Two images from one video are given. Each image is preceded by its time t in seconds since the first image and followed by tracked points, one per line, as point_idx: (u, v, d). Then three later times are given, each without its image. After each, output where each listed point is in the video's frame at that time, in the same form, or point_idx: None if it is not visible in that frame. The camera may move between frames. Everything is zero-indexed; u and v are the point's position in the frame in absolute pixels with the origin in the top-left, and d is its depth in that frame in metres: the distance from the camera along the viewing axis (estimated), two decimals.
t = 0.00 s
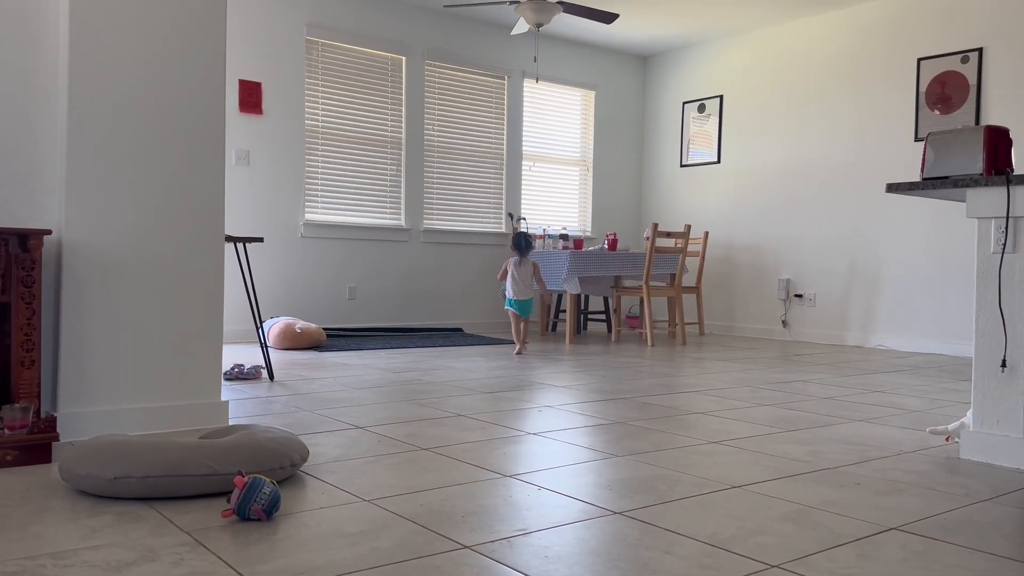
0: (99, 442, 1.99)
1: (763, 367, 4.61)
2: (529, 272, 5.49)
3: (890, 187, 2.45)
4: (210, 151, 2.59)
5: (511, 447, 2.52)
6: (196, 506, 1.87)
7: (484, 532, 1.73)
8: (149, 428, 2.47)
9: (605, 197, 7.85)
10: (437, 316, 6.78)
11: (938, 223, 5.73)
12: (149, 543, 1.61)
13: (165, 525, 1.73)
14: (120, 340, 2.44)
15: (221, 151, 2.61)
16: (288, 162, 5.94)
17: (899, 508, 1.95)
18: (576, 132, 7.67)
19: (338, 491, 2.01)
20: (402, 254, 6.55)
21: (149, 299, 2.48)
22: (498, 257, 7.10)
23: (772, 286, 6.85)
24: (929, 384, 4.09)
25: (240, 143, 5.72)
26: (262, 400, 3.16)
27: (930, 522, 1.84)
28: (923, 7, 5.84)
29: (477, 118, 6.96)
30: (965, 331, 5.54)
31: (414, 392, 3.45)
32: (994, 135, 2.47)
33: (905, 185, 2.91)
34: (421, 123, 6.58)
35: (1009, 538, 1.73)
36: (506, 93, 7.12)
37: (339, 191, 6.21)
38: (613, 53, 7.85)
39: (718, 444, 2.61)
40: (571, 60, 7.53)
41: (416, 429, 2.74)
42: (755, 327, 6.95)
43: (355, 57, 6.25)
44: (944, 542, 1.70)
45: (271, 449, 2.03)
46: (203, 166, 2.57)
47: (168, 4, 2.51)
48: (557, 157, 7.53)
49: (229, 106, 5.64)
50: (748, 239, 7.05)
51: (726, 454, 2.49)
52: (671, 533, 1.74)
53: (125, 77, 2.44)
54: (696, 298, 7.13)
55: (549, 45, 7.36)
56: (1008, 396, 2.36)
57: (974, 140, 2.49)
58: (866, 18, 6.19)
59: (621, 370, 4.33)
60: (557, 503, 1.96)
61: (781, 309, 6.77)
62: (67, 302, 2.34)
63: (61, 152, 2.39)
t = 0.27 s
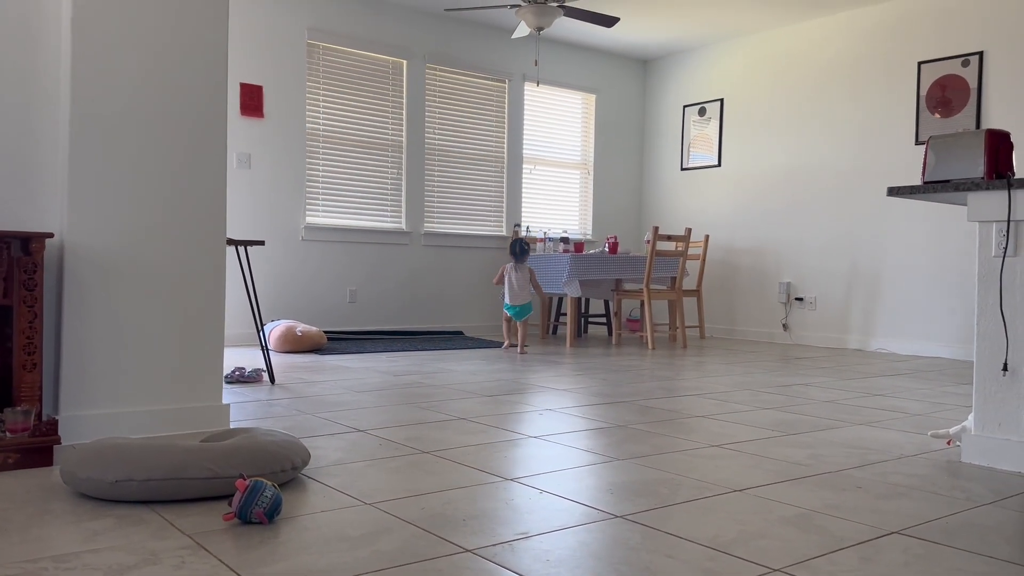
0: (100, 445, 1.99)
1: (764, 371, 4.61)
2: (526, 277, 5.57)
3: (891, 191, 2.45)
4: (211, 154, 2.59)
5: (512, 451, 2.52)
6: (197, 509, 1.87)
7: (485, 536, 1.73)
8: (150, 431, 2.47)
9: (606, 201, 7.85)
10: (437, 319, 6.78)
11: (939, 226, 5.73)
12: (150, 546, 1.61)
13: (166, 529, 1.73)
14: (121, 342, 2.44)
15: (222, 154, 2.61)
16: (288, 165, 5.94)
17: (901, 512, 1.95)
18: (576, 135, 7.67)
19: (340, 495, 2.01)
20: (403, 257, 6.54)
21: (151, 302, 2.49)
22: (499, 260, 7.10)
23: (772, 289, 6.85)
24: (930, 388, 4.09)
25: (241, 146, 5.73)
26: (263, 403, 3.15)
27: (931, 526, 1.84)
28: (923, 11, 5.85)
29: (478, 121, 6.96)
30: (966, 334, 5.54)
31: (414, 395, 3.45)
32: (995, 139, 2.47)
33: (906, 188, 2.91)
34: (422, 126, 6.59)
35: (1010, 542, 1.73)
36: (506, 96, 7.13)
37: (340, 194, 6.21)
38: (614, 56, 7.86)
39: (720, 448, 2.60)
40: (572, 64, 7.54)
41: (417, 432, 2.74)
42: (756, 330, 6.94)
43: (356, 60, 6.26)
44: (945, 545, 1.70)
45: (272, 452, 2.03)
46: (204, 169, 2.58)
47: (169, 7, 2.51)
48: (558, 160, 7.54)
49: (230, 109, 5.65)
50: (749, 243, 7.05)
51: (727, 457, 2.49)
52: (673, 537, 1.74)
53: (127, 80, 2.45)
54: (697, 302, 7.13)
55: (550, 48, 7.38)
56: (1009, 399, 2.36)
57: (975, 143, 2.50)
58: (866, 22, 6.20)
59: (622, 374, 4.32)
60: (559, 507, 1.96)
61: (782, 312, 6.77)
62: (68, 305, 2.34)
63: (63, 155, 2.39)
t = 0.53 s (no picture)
0: (103, 447, 1.99)
1: (766, 374, 4.61)
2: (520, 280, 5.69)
3: (893, 195, 2.45)
4: (214, 156, 2.59)
5: (513, 454, 2.52)
6: (200, 512, 1.87)
7: (487, 538, 1.73)
8: (152, 434, 2.47)
9: (607, 204, 7.85)
10: (439, 322, 6.78)
11: (940, 229, 5.73)
12: (153, 549, 1.61)
13: (168, 531, 1.73)
14: (123, 345, 2.44)
15: (224, 157, 2.61)
16: (290, 167, 5.95)
17: (903, 515, 1.95)
18: (578, 138, 7.68)
19: (342, 498, 2.01)
20: (404, 260, 6.55)
21: (153, 305, 2.49)
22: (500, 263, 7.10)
23: (774, 292, 6.85)
24: (932, 391, 4.09)
25: (243, 149, 5.74)
26: (264, 406, 3.16)
27: (933, 529, 1.84)
28: (924, 14, 5.86)
29: (480, 124, 6.97)
30: (968, 337, 5.54)
31: (416, 399, 3.45)
32: (997, 142, 2.47)
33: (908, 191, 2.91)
34: (423, 129, 6.60)
35: (1013, 545, 1.73)
36: (508, 99, 7.14)
37: (341, 197, 6.22)
38: (615, 59, 7.86)
39: (721, 451, 2.60)
40: (573, 67, 7.55)
41: (418, 435, 2.74)
42: (757, 333, 6.94)
43: (358, 64, 6.27)
44: (948, 549, 1.70)
45: (274, 455, 2.03)
46: (206, 172, 2.58)
47: (173, 11, 2.52)
48: (559, 163, 7.54)
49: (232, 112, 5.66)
50: (750, 245, 7.05)
51: (729, 460, 2.49)
52: (675, 540, 1.74)
53: (130, 84, 2.45)
54: (699, 305, 7.13)
55: (552, 51, 7.39)
56: (1011, 403, 2.36)
57: (976, 147, 2.50)
58: (867, 25, 6.21)
59: (623, 377, 4.32)
60: (560, 510, 1.96)
61: (783, 315, 6.77)
62: (71, 309, 2.35)
63: (66, 159, 2.40)
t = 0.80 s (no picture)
0: (105, 449, 2.00)
1: (768, 376, 4.60)
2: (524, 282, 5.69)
3: (895, 197, 2.45)
4: (216, 158, 2.60)
5: (515, 456, 2.51)
6: (202, 514, 1.87)
7: (489, 541, 1.73)
8: (155, 436, 2.47)
9: (609, 206, 7.86)
10: (441, 325, 6.78)
11: (943, 232, 5.72)
12: (155, 551, 1.61)
13: (171, 533, 1.73)
14: (126, 347, 2.44)
15: (226, 160, 2.62)
16: (293, 170, 5.96)
17: (905, 517, 1.95)
18: (580, 141, 7.69)
19: (344, 499, 2.01)
20: (407, 263, 6.55)
21: (156, 307, 2.49)
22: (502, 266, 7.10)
23: (776, 295, 6.85)
24: (934, 393, 4.08)
25: (245, 152, 5.75)
26: (266, 409, 3.16)
27: (936, 532, 1.83)
28: (925, 17, 5.87)
29: (482, 127, 6.98)
30: (971, 340, 5.53)
31: (418, 401, 3.45)
32: (999, 144, 2.47)
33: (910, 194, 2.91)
34: (425, 132, 6.60)
35: (1016, 548, 1.72)
36: (510, 102, 7.15)
37: (344, 199, 6.23)
38: (617, 62, 7.87)
39: (723, 453, 2.60)
40: (575, 70, 7.55)
41: (420, 437, 2.74)
42: (760, 336, 6.94)
43: (360, 67, 6.28)
44: (950, 551, 1.69)
45: (276, 457, 2.04)
46: (208, 175, 2.58)
47: (175, 13, 2.52)
48: (561, 166, 7.55)
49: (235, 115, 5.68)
50: (752, 248, 7.05)
51: (731, 463, 2.49)
52: (678, 543, 1.73)
53: (132, 86, 2.46)
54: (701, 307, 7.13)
55: (553, 54, 7.39)
56: (1014, 405, 2.35)
57: (979, 150, 2.50)
58: (869, 28, 6.21)
59: (625, 379, 4.32)
60: (562, 512, 1.95)
61: (785, 318, 6.77)
62: (74, 312, 2.35)
63: (69, 161, 2.40)
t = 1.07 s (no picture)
0: (108, 451, 2.00)
1: (770, 378, 4.60)
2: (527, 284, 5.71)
3: (897, 200, 2.44)
4: (218, 161, 2.60)
5: (517, 459, 2.51)
6: (204, 516, 1.87)
7: (491, 544, 1.73)
8: (157, 438, 2.48)
9: (611, 209, 7.86)
10: (443, 327, 6.78)
11: (946, 234, 5.72)
12: (157, 553, 1.61)
13: (173, 536, 1.73)
14: (128, 350, 2.45)
15: (228, 162, 2.62)
16: (295, 172, 5.97)
17: (908, 520, 1.94)
18: (582, 143, 7.69)
19: (346, 502, 2.01)
20: (409, 265, 6.56)
21: (159, 309, 2.50)
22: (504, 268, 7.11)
23: (778, 297, 6.85)
24: (937, 396, 4.07)
25: (248, 154, 5.76)
26: (268, 411, 3.16)
27: (939, 535, 1.83)
28: (927, 20, 5.86)
29: (484, 129, 6.99)
30: (974, 342, 5.52)
31: (420, 403, 3.45)
32: (1001, 147, 2.47)
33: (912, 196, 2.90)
34: (427, 134, 6.61)
35: (1019, 551, 1.72)
36: (512, 104, 7.16)
37: (346, 202, 6.24)
38: (619, 64, 7.87)
39: (726, 456, 2.60)
40: (577, 72, 7.56)
41: (422, 439, 2.74)
42: (762, 338, 6.93)
43: (362, 69, 6.29)
44: (953, 554, 1.69)
45: (278, 459, 2.04)
46: (210, 177, 2.59)
47: (178, 16, 2.53)
48: (563, 168, 7.55)
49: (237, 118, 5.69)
50: (754, 251, 7.05)
51: (733, 465, 2.49)
52: (680, 545, 1.73)
53: (136, 88, 2.47)
54: (703, 309, 7.12)
55: (555, 57, 7.40)
56: (1017, 408, 2.35)
57: (981, 152, 2.50)
58: (871, 31, 6.21)
59: (627, 382, 4.32)
60: (564, 515, 1.95)
61: (788, 320, 6.76)
62: (77, 314, 2.36)
63: (72, 164, 2.41)
